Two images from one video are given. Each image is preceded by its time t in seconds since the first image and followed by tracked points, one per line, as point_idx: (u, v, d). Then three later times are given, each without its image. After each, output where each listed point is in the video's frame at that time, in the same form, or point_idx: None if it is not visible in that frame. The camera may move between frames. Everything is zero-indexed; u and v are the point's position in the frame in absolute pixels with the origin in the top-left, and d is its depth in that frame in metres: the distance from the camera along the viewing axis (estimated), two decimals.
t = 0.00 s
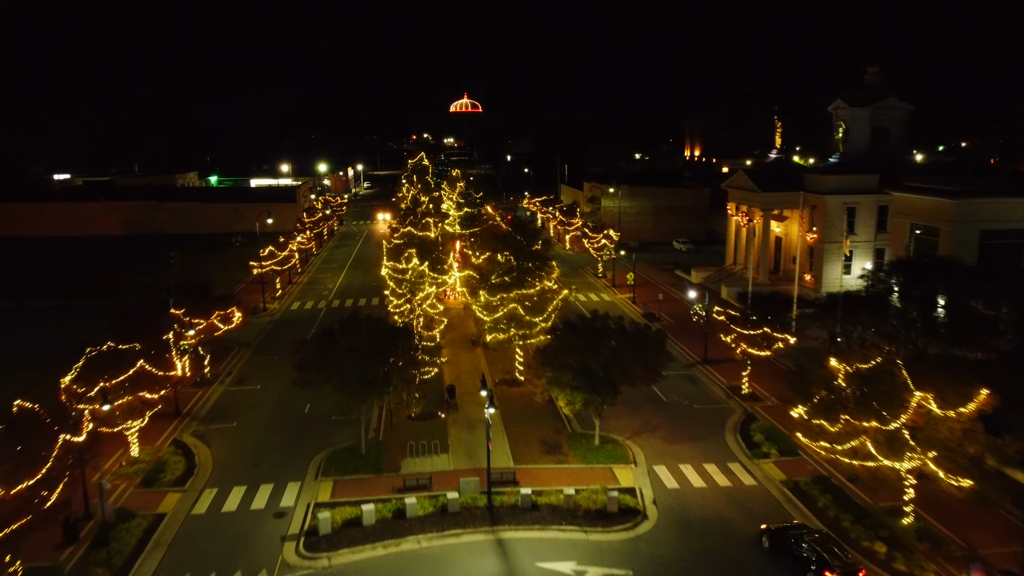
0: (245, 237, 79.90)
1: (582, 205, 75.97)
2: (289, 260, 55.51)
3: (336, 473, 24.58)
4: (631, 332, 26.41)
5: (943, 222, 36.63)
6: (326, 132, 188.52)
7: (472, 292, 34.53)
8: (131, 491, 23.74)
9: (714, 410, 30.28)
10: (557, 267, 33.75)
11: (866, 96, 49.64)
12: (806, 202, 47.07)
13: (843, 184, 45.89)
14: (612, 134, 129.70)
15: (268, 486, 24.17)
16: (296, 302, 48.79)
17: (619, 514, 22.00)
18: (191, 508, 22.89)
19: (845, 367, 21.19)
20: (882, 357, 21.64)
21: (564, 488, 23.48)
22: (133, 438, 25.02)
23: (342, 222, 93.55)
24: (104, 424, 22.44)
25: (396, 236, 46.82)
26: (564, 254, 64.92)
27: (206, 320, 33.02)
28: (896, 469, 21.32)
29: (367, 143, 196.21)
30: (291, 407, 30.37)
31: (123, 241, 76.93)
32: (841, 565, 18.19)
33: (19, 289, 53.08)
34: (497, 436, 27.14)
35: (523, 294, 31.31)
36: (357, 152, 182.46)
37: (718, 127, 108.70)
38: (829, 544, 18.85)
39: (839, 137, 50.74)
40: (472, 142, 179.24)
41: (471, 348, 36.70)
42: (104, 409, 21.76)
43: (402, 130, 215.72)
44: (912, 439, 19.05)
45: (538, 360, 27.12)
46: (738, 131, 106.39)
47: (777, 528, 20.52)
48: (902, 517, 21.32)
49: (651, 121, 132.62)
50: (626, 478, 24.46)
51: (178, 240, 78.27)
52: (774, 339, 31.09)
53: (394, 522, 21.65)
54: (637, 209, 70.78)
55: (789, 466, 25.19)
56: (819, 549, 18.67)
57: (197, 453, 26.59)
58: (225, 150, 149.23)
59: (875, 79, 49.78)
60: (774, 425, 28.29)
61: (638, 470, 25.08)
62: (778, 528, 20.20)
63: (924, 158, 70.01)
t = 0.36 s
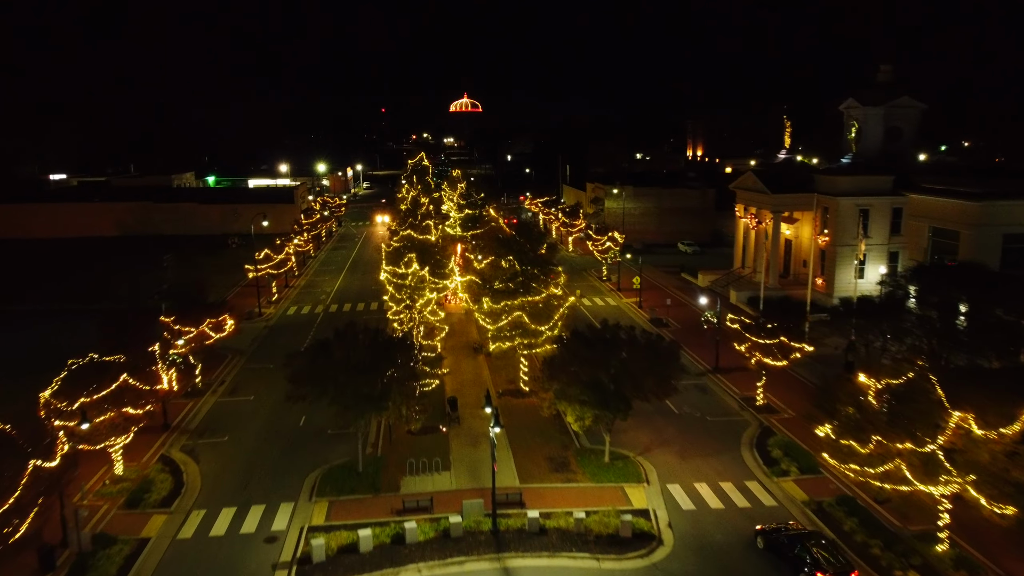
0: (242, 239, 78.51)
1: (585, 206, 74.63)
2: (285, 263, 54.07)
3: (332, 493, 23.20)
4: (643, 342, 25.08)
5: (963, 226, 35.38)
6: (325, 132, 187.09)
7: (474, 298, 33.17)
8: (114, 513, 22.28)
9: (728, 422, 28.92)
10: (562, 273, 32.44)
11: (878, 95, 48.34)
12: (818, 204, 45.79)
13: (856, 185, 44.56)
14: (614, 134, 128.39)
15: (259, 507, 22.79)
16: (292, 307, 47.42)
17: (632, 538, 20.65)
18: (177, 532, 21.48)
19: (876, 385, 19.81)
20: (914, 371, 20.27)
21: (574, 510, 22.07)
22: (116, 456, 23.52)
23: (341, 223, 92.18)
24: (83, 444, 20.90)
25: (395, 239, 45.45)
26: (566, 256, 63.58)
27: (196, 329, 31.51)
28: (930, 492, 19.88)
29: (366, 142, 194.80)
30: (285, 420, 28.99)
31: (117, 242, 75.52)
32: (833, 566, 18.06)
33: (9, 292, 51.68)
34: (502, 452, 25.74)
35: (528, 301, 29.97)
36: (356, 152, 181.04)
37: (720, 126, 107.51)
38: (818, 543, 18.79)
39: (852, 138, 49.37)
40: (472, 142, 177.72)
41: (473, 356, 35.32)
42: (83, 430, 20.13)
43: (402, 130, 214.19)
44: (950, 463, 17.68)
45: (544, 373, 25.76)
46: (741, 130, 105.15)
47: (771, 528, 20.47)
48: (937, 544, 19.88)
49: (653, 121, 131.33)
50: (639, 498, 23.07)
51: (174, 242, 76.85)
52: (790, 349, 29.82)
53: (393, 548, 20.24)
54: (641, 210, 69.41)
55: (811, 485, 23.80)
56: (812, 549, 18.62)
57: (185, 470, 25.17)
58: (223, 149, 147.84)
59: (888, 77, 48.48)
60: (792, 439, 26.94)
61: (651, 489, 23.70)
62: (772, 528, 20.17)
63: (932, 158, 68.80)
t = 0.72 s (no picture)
0: (239, 240, 77.15)
1: (588, 207, 73.33)
2: (282, 266, 52.69)
3: (327, 516, 21.83)
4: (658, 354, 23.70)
5: (985, 230, 34.08)
6: (325, 132, 185.83)
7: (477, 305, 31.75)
8: (94, 539, 20.83)
9: (743, 437, 27.56)
10: (570, 279, 31.06)
11: (892, 94, 46.99)
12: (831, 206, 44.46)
13: (870, 187, 43.19)
14: (615, 134, 127.01)
15: (249, 531, 21.41)
16: (289, 312, 46.09)
17: (647, 565, 19.30)
18: (160, 559, 20.08)
19: (910, 404, 18.44)
20: (951, 389, 18.88)
21: (585, 536, 20.68)
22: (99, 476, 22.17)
23: (340, 224, 90.88)
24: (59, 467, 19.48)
25: (395, 242, 44.01)
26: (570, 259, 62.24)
27: (186, 338, 30.12)
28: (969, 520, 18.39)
29: (366, 142, 193.46)
30: (279, 434, 27.67)
31: (113, 243, 74.17)
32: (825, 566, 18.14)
33: None
34: (507, 471, 24.38)
35: (533, 310, 28.65)
36: (356, 152, 179.78)
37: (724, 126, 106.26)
38: (810, 544, 18.78)
39: (865, 138, 48.02)
40: (473, 142, 176.18)
41: (475, 365, 33.97)
42: (58, 452, 18.69)
43: (402, 129, 212.80)
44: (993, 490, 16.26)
45: (551, 387, 24.37)
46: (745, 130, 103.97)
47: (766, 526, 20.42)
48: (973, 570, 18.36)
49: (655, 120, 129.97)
50: (654, 522, 21.67)
51: (170, 243, 75.51)
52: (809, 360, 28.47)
53: None
54: (646, 212, 68.05)
55: (835, 507, 22.42)
56: (807, 551, 18.60)
57: (172, 490, 23.77)
58: (221, 149, 146.51)
59: (902, 76, 47.11)
60: (813, 456, 25.62)
61: (665, 511, 22.33)
62: (768, 529, 20.03)
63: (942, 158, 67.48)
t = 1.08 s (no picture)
0: (236, 242, 75.77)
1: (591, 209, 72.03)
2: (278, 270, 51.29)
3: (321, 543, 20.42)
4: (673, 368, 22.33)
5: (1009, 234, 32.72)
6: (324, 132, 184.37)
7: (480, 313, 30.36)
8: (71, 568, 19.39)
9: (762, 453, 26.16)
10: (578, 287, 29.68)
11: (907, 93, 45.59)
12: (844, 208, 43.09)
13: (886, 189, 41.82)
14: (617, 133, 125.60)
15: (238, 558, 19.98)
16: (285, 317, 44.70)
17: None
18: None
19: (951, 426, 16.97)
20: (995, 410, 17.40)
21: (598, 566, 19.25)
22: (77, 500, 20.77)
23: (339, 226, 89.53)
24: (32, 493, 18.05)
25: (394, 246, 42.62)
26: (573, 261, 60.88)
27: (175, 349, 28.77)
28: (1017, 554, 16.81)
29: (365, 142, 191.93)
30: (272, 451, 26.28)
31: (107, 246, 72.76)
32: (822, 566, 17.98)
33: None
34: (513, 492, 22.99)
35: (540, 319, 27.29)
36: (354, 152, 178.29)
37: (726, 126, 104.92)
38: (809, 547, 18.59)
39: (879, 139, 46.63)
40: (473, 142, 174.80)
41: (477, 375, 32.60)
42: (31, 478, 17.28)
43: (401, 129, 211.38)
44: None
45: (560, 403, 22.94)
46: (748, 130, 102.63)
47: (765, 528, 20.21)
48: None
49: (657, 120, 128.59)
50: (671, 549, 20.19)
51: (166, 245, 74.13)
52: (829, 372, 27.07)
53: None
54: (650, 213, 66.66)
55: (865, 533, 20.96)
56: (806, 554, 18.37)
57: (157, 512, 22.38)
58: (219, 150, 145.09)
59: (917, 74, 45.72)
60: (835, 475, 24.23)
61: (682, 536, 20.89)
62: (766, 530, 19.87)
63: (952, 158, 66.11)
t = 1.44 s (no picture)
0: (232, 244, 74.34)
1: (594, 211, 70.73)
2: (273, 274, 49.89)
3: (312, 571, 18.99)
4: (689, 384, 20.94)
5: None
6: (323, 131, 182.89)
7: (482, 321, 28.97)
8: None
9: (780, 471, 24.76)
10: (585, 294, 28.28)
11: (922, 92, 44.25)
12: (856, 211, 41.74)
13: (900, 192, 40.49)
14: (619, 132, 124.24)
15: None
16: (280, 323, 43.27)
17: None
18: None
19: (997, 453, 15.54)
20: None
21: None
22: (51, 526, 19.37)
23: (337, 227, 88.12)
24: None
25: (393, 249, 41.25)
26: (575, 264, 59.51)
27: (161, 359, 27.33)
28: None
29: (365, 141, 190.48)
30: (263, 469, 24.89)
31: (100, 247, 71.36)
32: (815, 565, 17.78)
33: None
34: (517, 516, 21.54)
35: (545, 329, 25.97)
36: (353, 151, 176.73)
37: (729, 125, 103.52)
38: (802, 548, 18.38)
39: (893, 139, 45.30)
40: (473, 141, 173.36)
41: (479, 386, 31.22)
42: None
43: (400, 128, 209.88)
44: None
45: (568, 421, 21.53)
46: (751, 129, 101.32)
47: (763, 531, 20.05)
48: None
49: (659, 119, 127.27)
50: None
51: (160, 246, 72.72)
52: (850, 387, 25.67)
53: None
54: (655, 215, 65.32)
55: (894, 561, 19.59)
56: (799, 555, 18.12)
57: (139, 536, 20.98)
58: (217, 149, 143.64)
59: (932, 73, 44.39)
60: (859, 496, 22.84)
61: (699, 565, 19.47)
62: (763, 533, 19.73)
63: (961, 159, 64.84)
